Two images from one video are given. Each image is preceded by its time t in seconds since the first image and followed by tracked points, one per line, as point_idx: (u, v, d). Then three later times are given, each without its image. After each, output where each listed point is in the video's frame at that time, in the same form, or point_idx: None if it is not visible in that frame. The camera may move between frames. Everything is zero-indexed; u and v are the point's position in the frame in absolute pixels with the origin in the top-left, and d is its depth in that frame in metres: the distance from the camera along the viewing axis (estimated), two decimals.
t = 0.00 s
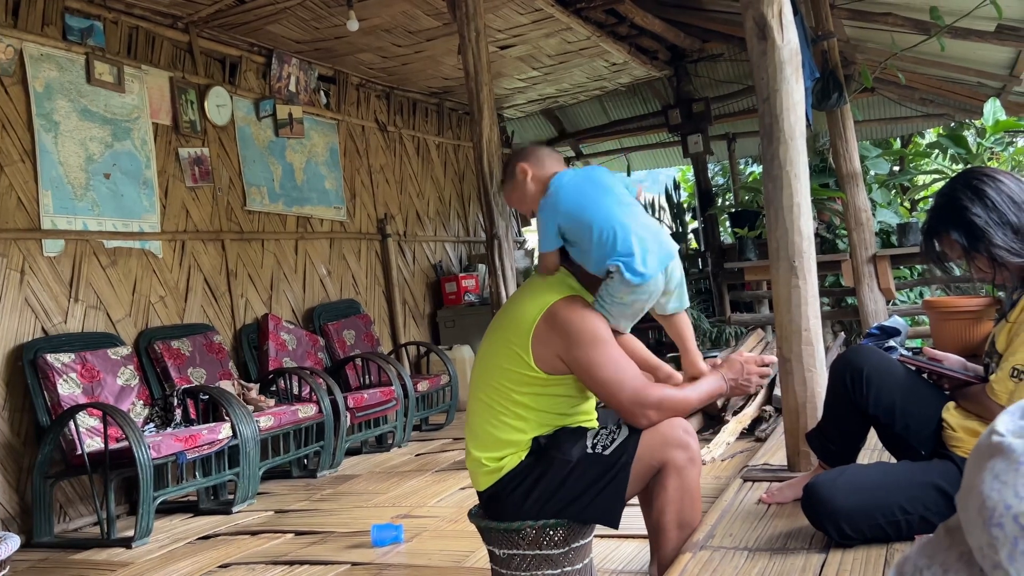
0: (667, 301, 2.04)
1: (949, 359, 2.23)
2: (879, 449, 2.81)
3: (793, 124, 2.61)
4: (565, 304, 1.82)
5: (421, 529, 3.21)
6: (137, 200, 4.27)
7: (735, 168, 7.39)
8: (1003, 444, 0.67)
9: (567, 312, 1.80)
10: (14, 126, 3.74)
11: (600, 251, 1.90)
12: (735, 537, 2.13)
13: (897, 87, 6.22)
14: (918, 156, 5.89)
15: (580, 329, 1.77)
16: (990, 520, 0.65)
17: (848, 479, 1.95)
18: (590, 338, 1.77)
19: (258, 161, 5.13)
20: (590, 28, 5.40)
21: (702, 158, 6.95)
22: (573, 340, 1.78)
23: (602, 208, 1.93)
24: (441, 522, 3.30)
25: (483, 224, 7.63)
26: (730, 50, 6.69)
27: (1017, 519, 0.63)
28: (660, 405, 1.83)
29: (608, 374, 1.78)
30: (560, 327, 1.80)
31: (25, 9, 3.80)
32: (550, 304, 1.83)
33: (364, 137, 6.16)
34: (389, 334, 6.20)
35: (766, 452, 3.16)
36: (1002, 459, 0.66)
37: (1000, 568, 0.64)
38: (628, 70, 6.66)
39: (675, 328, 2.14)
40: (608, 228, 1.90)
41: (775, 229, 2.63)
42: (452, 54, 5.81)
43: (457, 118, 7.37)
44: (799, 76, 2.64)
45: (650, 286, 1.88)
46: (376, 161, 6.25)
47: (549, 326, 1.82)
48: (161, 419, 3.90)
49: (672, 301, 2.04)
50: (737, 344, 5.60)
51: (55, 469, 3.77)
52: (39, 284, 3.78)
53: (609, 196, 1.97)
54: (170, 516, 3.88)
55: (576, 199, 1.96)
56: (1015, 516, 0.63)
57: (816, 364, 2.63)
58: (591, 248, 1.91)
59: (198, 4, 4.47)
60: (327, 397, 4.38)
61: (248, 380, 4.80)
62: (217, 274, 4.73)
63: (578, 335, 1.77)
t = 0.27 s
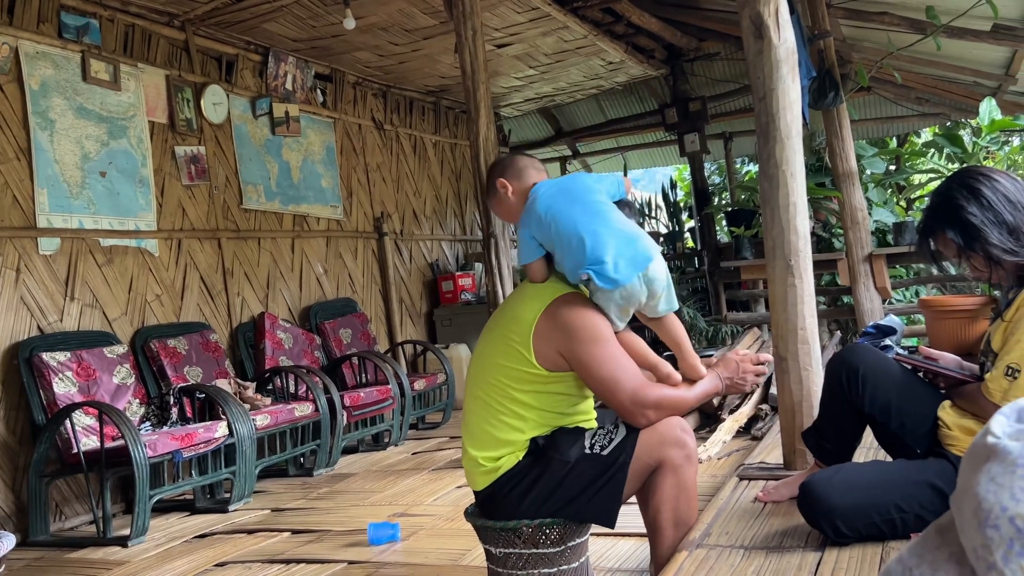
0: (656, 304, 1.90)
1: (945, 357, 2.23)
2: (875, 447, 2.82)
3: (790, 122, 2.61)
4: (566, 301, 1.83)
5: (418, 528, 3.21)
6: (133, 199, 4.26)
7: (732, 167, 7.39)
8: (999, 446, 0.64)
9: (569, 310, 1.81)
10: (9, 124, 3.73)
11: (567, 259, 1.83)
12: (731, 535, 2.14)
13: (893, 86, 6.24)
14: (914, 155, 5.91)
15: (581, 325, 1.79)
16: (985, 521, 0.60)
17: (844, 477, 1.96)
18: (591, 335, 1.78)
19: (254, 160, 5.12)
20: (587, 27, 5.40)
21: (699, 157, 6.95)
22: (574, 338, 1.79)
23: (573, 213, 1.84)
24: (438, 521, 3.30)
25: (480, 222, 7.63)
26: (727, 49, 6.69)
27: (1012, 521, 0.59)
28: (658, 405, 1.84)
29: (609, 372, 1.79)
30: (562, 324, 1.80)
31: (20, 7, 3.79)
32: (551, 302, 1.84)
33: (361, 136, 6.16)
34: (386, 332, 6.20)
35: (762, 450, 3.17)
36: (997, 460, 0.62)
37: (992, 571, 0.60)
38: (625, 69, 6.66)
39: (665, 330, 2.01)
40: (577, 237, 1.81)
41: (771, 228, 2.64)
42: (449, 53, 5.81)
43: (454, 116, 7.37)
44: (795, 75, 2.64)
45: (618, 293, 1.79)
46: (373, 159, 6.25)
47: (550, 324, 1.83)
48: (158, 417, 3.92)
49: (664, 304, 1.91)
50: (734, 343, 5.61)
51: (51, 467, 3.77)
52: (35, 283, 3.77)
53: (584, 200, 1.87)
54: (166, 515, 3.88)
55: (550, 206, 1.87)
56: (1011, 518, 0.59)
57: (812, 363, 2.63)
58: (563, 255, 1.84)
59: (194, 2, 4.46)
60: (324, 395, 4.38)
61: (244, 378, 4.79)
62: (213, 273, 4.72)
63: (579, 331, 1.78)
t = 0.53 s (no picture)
0: (646, 299, 1.89)
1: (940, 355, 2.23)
2: (871, 445, 2.83)
3: (786, 120, 2.61)
4: (560, 296, 1.84)
5: (415, 526, 3.21)
6: (128, 197, 4.26)
7: (728, 165, 7.40)
8: (992, 439, 0.68)
9: (561, 305, 1.82)
10: (3, 122, 3.71)
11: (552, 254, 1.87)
12: (727, 533, 2.14)
13: (889, 84, 6.25)
14: (910, 153, 5.91)
15: (573, 321, 1.79)
16: (980, 512, 0.65)
17: (839, 475, 1.96)
18: (583, 331, 1.78)
19: (250, 158, 5.11)
20: (583, 25, 5.39)
21: (695, 156, 6.96)
22: (566, 334, 1.79)
23: (560, 211, 1.89)
24: (434, 519, 3.30)
25: (476, 220, 7.62)
26: (723, 47, 6.70)
27: (1006, 511, 0.63)
28: (649, 403, 1.84)
29: (599, 368, 1.79)
30: (554, 319, 1.81)
31: (14, 4, 3.77)
32: (545, 298, 1.85)
33: (357, 133, 6.14)
34: (382, 330, 6.19)
35: (758, 448, 3.17)
36: (991, 453, 0.67)
37: (988, 560, 0.64)
38: (621, 67, 6.66)
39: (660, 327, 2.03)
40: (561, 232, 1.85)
41: (767, 226, 2.64)
42: (445, 50, 5.80)
43: (450, 114, 7.36)
44: (792, 73, 2.64)
45: (598, 286, 1.79)
46: (369, 157, 6.24)
47: (543, 319, 1.83)
48: (153, 416, 3.86)
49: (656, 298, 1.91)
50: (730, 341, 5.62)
51: (46, 466, 3.76)
52: (29, 280, 3.75)
53: (571, 198, 1.92)
54: (162, 513, 3.87)
55: (540, 206, 1.94)
56: (1004, 508, 0.63)
57: (808, 361, 2.63)
58: (550, 251, 1.88)
59: None
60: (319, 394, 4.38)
61: (240, 377, 4.79)
62: (208, 271, 4.71)
63: (571, 327, 1.79)
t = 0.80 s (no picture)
0: (653, 293, 1.93)
1: (935, 352, 2.23)
2: (866, 443, 2.83)
3: (781, 118, 2.61)
4: (561, 290, 1.85)
5: (409, 524, 3.21)
6: (122, 194, 4.24)
7: (723, 163, 7.40)
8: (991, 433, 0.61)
9: (560, 298, 1.83)
10: None
11: (569, 236, 1.86)
12: (722, 531, 2.14)
13: (884, 82, 6.27)
14: (905, 151, 5.92)
15: (571, 313, 1.80)
16: (978, 507, 0.58)
17: (834, 472, 1.96)
18: (580, 324, 1.79)
19: (245, 155, 5.10)
20: (578, 22, 5.39)
21: (690, 153, 6.96)
22: (564, 327, 1.80)
23: (576, 199, 1.90)
24: (430, 517, 3.30)
25: (471, 218, 7.62)
26: (718, 45, 6.70)
27: (1006, 504, 0.56)
28: (643, 400, 1.83)
29: (594, 363, 1.79)
30: (552, 313, 1.82)
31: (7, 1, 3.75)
32: (545, 292, 1.86)
33: (352, 131, 6.13)
34: (377, 328, 6.19)
35: (753, 445, 3.17)
36: (988, 447, 0.60)
37: (984, 557, 0.57)
38: (616, 65, 6.66)
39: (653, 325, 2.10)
40: (581, 216, 1.86)
41: (762, 224, 2.64)
42: (440, 48, 5.79)
43: (445, 112, 7.36)
44: (786, 70, 2.64)
45: (617, 269, 1.80)
46: (364, 154, 6.23)
47: (542, 312, 1.84)
48: (148, 414, 3.90)
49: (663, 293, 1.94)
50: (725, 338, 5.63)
51: (40, 464, 3.75)
52: (23, 278, 3.74)
53: (588, 187, 1.94)
54: (156, 511, 3.86)
55: (556, 192, 1.94)
56: (1003, 503, 0.57)
57: (802, 358, 2.64)
58: (566, 237, 1.87)
59: None
60: (315, 391, 4.37)
61: (235, 375, 4.78)
62: (203, 268, 4.70)
63: (568, 319, 1.80)
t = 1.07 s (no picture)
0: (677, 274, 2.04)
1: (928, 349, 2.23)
2: (859, 439, 2.84)
3: (774, 115, 2.61)
4: (561, 284, 1.83)
5: (403, 522, 3.20)
6: (114, 192, 4.22)
7: (717, 161, 7.41)
8: (986, 434, 0.71)
9: (560, 293, 1.81)
10: None
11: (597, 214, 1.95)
12: (716, 527, 2.14)
13: (877, 80, 6.29)
14: (898, 149, 5.94)
15: (570, 310, 1.79)
16: (978, 507, 0.68)
17: (828, 468, 1.96)
18: (580, 321, 1.78)
19: (237, 153, 5.08)
20: (572, 20, 5.38)
21: (684, 151, 6.97)
22: (563, 323, 1.79)
23: (600, 185, 2.01)
24: (424, 515, 3.29)
25: (465, 216, 7.62)
26: (712, 42, 6.71)
27: (1004, 506, 0.66)
28: (638, 400, 1.84)
29: (592, 361, 1.79)
30: (552, 308, 1.80)
31: None
32: (545, 286, 1.84)
33: (345, 128, 6.12)
34: (371, 326, 6.18)
35: (747, 442, 3.18)
36: (985, 447, 0.70)
37: (985, 557, 0.67)
38: (610, 62, 6.66)
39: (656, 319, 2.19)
40: (606, 196, 1.98)
41: (756, 221, 2.64)
42: (433, 45, 5.78)
43: (439, 110, 7.35)
44: (780, 67, 2.64)
45: (659, 242, 1.92)
46: (358, 152, 6.22)
47: (541, 307, 1.82)
48: (140, 412, 3.88)
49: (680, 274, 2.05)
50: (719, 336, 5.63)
51: (31, 463, 3.73)
52: (14, 276, 3.72)
53: (604, 174, 2.07)
54: (149, 510, 3.85)
55: (574, 178, 2.04)
56: (1002, 504, 0.67)
57: (796, 355, 2.64)
58: (597, 219, 1.95)
59: None
60: (308, 390, 4.36)
61: (228, 373, 4.77)
62: (196, 266, 4.69)
63: (567, 315, 1.79)
